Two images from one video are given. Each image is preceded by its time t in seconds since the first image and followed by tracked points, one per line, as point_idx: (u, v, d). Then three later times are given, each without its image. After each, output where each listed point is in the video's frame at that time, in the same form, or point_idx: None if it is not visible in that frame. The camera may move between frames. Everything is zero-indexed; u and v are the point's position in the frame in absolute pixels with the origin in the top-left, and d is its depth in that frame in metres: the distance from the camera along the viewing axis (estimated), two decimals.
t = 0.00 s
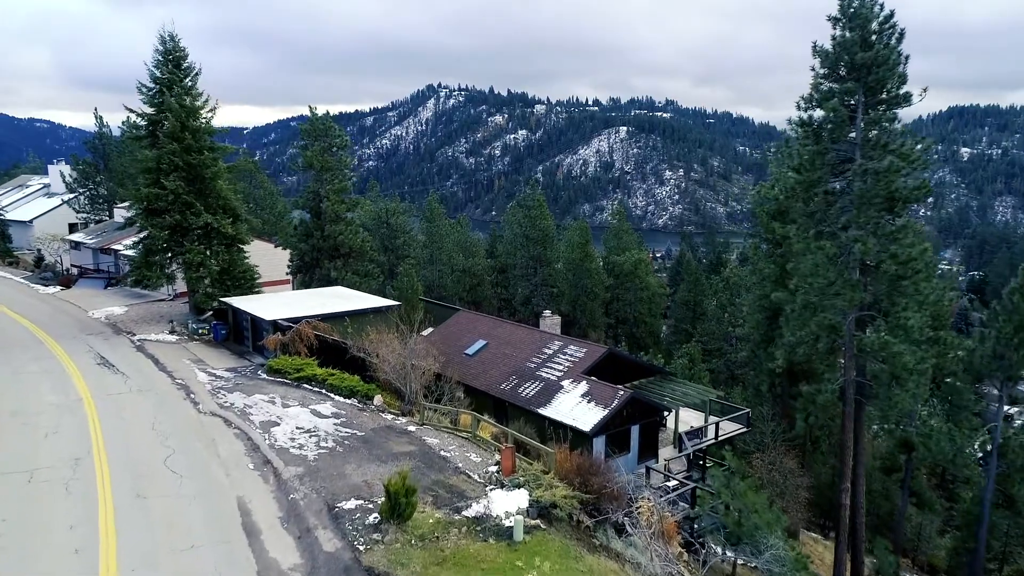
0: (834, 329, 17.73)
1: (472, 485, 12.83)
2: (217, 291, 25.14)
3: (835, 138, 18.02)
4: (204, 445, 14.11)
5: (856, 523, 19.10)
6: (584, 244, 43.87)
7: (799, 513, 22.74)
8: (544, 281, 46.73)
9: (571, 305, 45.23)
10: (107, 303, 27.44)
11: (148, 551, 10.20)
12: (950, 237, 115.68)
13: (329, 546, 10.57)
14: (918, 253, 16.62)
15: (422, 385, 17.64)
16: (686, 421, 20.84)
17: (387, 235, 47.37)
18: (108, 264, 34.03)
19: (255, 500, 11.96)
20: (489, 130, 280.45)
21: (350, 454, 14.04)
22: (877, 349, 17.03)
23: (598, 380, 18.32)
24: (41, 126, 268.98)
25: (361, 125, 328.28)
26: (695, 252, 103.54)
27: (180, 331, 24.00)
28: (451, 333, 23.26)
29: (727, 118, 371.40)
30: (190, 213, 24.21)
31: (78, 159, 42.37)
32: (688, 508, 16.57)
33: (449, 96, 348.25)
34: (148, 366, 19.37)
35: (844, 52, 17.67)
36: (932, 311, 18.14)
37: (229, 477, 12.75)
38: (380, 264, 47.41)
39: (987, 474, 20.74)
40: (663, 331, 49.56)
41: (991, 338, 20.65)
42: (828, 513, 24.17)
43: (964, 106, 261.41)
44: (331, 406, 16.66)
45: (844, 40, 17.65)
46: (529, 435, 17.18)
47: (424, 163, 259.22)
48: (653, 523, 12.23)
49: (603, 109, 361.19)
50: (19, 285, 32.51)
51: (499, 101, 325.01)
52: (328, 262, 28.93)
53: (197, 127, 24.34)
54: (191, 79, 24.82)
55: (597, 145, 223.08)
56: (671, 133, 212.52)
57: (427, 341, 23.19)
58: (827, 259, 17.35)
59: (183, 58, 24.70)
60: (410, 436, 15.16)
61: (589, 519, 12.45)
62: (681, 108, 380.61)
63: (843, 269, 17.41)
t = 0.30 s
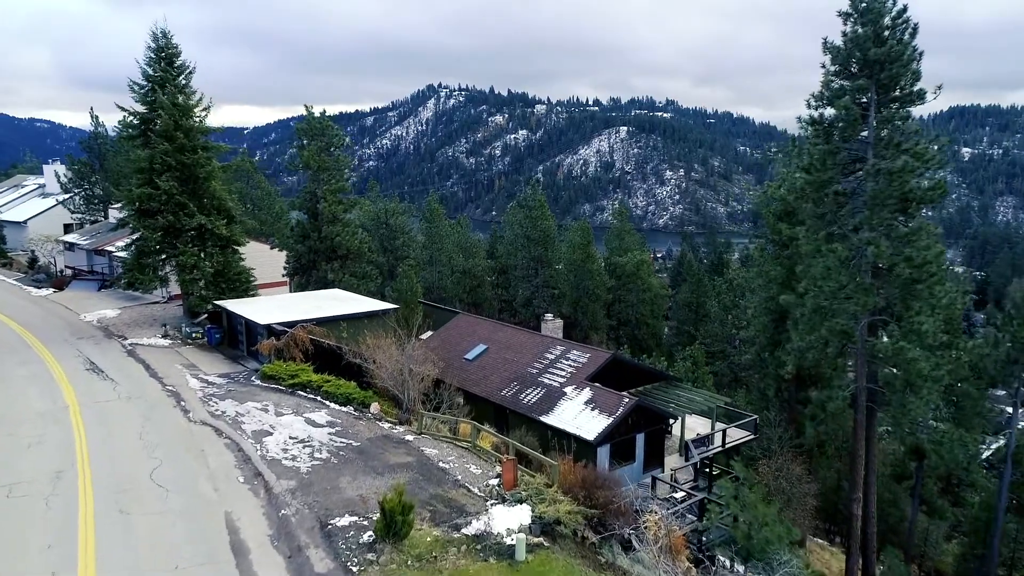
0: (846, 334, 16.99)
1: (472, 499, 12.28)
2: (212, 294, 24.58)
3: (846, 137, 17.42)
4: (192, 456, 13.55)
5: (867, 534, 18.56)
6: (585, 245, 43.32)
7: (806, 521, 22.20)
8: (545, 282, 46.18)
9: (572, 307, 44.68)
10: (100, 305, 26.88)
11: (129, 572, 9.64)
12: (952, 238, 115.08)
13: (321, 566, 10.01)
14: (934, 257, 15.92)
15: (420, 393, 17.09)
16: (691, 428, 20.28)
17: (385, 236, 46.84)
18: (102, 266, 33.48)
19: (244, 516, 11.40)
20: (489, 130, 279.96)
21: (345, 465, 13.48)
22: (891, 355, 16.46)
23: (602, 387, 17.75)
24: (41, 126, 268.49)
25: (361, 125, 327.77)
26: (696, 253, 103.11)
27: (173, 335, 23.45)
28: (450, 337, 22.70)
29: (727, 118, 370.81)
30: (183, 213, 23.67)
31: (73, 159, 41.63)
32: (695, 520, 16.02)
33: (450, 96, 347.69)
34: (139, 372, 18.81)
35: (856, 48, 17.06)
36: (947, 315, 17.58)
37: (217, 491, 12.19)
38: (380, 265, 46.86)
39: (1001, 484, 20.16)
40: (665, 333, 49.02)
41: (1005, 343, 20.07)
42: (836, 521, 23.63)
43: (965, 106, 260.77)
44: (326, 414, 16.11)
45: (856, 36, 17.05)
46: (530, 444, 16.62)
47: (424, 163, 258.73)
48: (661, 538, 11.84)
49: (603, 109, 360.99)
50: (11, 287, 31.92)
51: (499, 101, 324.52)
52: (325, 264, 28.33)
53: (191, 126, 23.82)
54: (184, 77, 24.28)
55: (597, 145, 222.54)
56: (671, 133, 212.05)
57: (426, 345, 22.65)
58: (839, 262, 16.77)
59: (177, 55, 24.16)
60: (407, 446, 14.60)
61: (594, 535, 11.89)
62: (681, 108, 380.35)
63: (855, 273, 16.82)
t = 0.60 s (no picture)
0: (860, 340, 16.37)
1: (472, 516, 11.71)
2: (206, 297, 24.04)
3: (858, 136, 16.72)
4: (180, 469, 12.99)
5: (880, 546, 17.98)
6: (587, 246, 42.77)
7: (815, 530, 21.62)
8: (546, 284, 45.62)
9: (574, 308, 44.08)
10: (92, 309, 26.32)
11: None
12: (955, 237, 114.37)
13: None
14: (952, 260, 15.21)
15: (418, 401, 16.53)
16: (698, 436, 19.69)
17: (385, 236, 46.32)
18: (96, 267, 32.93)
19: (232, 535, 10.83)
20: (489, 129, 279.48)
21: (339, 479, 12.91)
22: (906, 362, 15.87)
23: (606, 394, 17.19)
24: (41, 126, 267.99)
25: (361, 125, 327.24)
26: (697, 253, 102.64)
27: (166, 339, 22.90)
28: (449, 342, 22.15)
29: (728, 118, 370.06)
30: (176, 215, 23.13)
31: (68, 159, 41.06)
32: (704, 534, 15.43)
33: (450, 96, 347.09)
34: (129, 378, 18.25)
35: (868, 44, 16.35)
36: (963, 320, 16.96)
37: (205, 508, 11.61)
38: (380, 266, 46.29)
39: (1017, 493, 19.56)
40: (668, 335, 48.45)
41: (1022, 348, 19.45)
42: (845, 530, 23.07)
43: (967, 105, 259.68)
44: (320, 424, 15.53)
45: (868, 31, 16.35)
46: (533, 454, 16.05)
47: (424, 163, 258.16)
48: (670, 555, 11.05)
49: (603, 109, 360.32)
50: (4, 289, 31.38)
51: (499, 100, 323.92)
52: (322, 266, 27.75)
53: (184, 125, 23.24)
54: (177, 75, 23.71)
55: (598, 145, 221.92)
56: (672, 133, 211.44)
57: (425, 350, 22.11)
58: (852, 266, 16.18)
59: (169, 53, 23.54)
60: (405, 458, 14.03)
61: (601, 554, 11.32)
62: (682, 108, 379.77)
63: (869, 277, 16.22)
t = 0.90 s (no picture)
0: (874, 347, 15.78)
1: (472, 535, 11.13)
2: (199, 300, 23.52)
3: (871, 135, 16.01)
4: (166, 483, 12.41)
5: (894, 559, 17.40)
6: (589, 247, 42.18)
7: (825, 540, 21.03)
8: (548, 285, 45.05)
9: (576, 310, 43.49)
10: (84, 312, 25.73)
11: None
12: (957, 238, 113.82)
13: None
14: (970, 264, 14.48)
15: (417, 409, 15.96)
16: (705, 444, 19.11)
17: (384, 237, 45.75)
18: (90, 269, 32.35)
19: (218, 555, 10.25)
20: (490, 129, 278.83)
21: (333, 494, 12.33)
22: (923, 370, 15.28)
23: (612, 403, 16.63)
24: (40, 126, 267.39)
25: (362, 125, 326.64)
26: (699, 253, 102.20)
27: (158, 344, 22.33)
28: (449, 347, 21.57)
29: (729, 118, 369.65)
30: (169, 216, 22.57)
31: (62, 159, 40.47)
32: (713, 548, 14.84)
33: (450, 96, 346.53)
34: (118, 385, 17.67)
35: (882, 40, 15.67)
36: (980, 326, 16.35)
37: (190, 526, 11.03)
38: (379, 268, 45.70)
39: None
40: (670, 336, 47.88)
41: None
42: (855, 540, 22.48)
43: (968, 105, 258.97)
44: (315, 434, 14.96)
45: (882, 26, 15.66)
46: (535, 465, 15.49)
47: (424, 163, 257.56)
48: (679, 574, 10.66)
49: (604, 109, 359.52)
50: None
51: (499, 100, 323.40)
52: (319, 269, 27.16)
53: (177, 124, 22.67)
54: (170, 73, 23.12)
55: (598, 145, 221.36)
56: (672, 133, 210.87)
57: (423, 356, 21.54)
58: (866, 270, 15.58)
59: (162, 51, 22.97)
60: (402, 470, 13.47)
61: None
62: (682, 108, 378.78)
63: (884, 282, 15.60)
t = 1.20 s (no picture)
0: (890, 356, 15.17)
1: (471, 556, 10.54)
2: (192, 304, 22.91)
3: (886, 135, 15.32)
4: (150, 500, 11.82)
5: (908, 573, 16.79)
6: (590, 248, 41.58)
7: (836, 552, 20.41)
8: (549, 287, 44.46)
9: (578, 312, 42.89)
10: (74, 315, 25.14)
11: None
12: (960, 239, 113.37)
13: None
14: (990, 268, 13.82)
15: (414, 419, 15.39)
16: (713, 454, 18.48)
17: (383, 238, 45.17)
18: (82, 271, 31.76)
19: None
20: (490, 129, 278.31)
21: (325, 511, 11.74)
22: (942, 379, 14.68)
23: (616, 412, 16.06)
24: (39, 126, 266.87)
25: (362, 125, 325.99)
26: (700, 253, 101.74)
27: (149, 349, 21.75)
28: (448, 352, 20.99)
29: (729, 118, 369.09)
30: (161, 218, 21.97)
31: (56, 159, 39.87)
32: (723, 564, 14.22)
33: (450, 96, 345.99)
34: (105, 393, 17.10)
35: (897, 35, 14.99)
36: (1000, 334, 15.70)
37: (173, 548, 10.43)
38: (378, 270, 45.11)
39: None
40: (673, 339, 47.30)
41: None
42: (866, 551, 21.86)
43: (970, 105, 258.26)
44: (308, 445, 14.37)
45: (897, 21, 14.99)
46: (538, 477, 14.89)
47: (424, 163, 257.00)
48: None
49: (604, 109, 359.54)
50: None
51: (500, 100, 322.89)
52: (315, 271, 26.56)
53: (171, 124, 22.07)
54: (164, 71, 22.51)
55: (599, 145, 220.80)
56: (673, 133, 210.40)
57: (422, 361, 20.96)
58: (882, 275, 14.95)
59: (155, 48, 22.35)
60: (398, 485, 12.87)
61: None
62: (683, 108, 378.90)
63: (900, 288, 14.97)
